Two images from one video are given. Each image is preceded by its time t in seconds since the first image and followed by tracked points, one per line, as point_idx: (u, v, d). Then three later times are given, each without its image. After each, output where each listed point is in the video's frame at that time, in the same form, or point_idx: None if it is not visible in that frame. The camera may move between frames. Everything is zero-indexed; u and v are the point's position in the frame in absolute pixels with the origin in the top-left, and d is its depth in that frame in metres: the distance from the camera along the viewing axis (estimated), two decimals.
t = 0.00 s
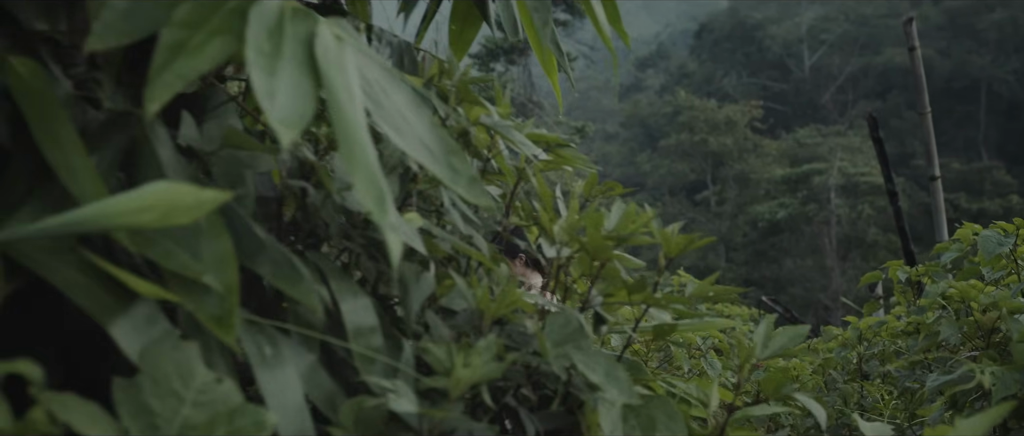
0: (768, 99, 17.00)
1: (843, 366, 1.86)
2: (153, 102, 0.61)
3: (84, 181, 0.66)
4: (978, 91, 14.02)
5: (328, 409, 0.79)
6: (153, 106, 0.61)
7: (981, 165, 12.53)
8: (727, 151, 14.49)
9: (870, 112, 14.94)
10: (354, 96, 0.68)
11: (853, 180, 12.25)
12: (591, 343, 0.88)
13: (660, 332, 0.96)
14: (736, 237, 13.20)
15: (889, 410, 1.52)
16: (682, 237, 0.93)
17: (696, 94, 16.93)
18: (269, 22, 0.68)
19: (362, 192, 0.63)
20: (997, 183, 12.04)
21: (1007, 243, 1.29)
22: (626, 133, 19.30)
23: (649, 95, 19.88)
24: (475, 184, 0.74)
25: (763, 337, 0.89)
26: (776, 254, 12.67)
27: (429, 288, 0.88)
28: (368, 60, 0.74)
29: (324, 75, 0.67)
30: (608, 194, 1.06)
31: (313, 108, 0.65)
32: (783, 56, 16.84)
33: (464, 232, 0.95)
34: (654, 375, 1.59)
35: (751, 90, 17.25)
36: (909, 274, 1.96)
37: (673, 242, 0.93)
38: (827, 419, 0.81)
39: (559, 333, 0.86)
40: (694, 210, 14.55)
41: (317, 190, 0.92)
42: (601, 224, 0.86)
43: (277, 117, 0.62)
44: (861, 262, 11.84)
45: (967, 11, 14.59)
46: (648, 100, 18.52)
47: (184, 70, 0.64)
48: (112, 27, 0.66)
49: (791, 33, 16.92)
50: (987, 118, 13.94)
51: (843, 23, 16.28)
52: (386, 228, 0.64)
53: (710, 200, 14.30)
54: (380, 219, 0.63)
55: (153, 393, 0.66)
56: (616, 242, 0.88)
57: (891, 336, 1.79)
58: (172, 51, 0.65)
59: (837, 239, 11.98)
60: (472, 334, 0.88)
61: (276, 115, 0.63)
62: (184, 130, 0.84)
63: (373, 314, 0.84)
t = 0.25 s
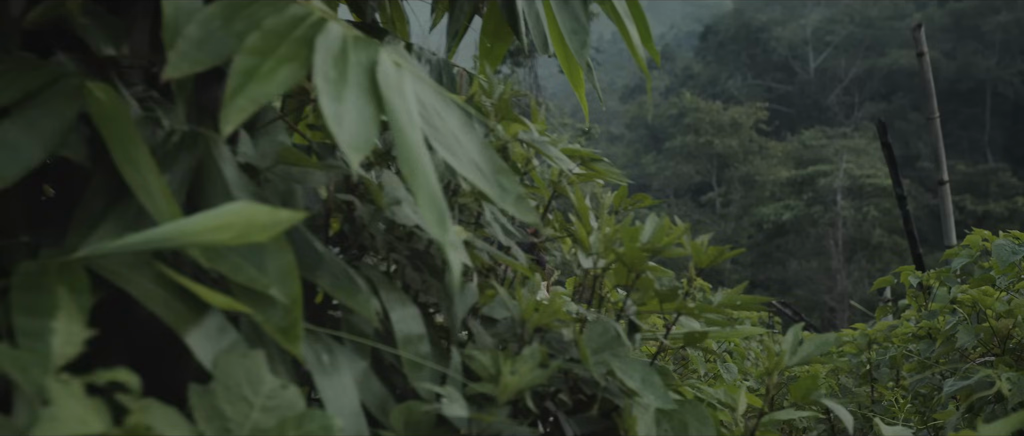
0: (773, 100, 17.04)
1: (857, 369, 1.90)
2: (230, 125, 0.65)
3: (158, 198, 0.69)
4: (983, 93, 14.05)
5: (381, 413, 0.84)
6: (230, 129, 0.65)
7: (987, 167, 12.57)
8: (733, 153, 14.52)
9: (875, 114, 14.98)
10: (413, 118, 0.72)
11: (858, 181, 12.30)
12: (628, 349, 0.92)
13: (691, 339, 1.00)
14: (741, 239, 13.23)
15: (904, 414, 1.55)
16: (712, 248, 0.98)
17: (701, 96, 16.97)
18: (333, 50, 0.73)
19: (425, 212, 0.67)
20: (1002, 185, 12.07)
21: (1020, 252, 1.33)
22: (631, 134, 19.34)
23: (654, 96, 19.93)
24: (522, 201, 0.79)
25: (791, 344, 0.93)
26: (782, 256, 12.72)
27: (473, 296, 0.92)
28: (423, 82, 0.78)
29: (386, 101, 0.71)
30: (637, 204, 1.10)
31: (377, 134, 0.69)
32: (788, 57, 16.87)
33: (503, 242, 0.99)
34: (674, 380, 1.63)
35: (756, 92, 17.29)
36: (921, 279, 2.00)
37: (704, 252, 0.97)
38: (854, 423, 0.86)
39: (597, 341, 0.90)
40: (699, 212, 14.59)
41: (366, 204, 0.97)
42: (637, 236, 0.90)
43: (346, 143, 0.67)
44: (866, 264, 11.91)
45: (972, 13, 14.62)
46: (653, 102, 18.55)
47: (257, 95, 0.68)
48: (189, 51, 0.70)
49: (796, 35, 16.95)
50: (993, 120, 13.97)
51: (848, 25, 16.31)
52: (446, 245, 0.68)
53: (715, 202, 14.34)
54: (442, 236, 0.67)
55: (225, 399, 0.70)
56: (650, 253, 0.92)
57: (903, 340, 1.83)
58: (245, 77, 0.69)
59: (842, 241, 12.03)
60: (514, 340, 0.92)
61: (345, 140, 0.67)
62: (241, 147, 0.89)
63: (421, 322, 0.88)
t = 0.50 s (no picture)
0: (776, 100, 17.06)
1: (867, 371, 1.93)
2: (292, 147, 0.69)
3: (220, 214, 0.73)
4: (987, 93, 14.08)
5: (424, 417, 0.87)
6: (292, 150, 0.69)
7: (990, 167, 12.62)
8: (737, 153, 14.53)
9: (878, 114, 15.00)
10: (461, 137, 0.76)
11: (862, 182, 12.38)
12: (658, 356, 0.96)
13: (716, 344, 1.04)
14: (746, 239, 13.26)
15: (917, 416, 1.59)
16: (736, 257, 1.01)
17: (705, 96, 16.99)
18: (385, 73, 0.77)
19: (476, 228, 0.71)
20: (1006, 185, 12.10)
21: None
22: (634, 134, 19.35)
23: (657, 96, 19.94)
24: (562, 215, 0.82)
25: (815, 350, 0.97)
26: (786, 256, 12.74)
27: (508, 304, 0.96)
28: (467, 102, 0.82)
29: (436, 122, 0.75)
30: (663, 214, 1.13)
31: (428, 153, 0.73)
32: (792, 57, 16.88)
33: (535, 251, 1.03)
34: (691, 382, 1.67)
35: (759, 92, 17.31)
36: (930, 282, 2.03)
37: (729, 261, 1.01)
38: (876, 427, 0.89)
39: (629, 347, 0.94)
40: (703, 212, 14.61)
41: (405, 215, 1.01)
42: (668, 247, 0.94)
43: (401, 163, 0.70)
44: (870, 263, 11.98)
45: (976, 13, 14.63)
46: (657, 102, 18.56)
47: (315, 117, 0.72)
48: (250, 75, 0.73)
49: (800, 35, 16.97)
50: (996, 120, 13.99)
51: (852, 25, 16.33)
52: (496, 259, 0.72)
53: (720, 202, 14.35)
54: (491, 252, 0.71)
55: (285, 403, 0.74)
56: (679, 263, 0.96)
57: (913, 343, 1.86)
58: (303, 99, 0.73)
59: (847, 241, 12.08)
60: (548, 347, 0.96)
61: (401, 161, 0.71)
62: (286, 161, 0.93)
63: (460, 330, 0.92)
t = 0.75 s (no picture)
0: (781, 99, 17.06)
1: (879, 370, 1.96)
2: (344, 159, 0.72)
3: (272, 220, 0.76)
4: (992, 92, 14.10)
5: (462, 416, 0.91)
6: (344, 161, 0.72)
7: (996, 167, 12.65)
8: (742, 152, 14.53)
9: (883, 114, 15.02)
10: (504, 147, 0.79)
11: (867, 181, 12.56)
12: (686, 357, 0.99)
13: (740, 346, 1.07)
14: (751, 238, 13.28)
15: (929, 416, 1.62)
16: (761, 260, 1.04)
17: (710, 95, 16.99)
18: (431, 85, 0.80)
19: (520, 235, 0.74)
20: (1012, 185, 12.12)
21: None
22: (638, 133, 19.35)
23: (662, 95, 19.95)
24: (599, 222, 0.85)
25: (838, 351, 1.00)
26: (791, 255, 12.78)
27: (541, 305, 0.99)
28: (507, 113, 0.85)
29: (480, 133, 0.78)
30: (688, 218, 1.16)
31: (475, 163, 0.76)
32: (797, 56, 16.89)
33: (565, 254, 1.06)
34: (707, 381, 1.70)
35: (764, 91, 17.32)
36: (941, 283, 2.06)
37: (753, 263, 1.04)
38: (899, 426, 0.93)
39: (659, 350, 0.97)
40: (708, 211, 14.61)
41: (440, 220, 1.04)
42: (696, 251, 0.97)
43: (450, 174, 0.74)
44: (875, 263, 12.08)
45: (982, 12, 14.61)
46: (661, 100, 18.56)
47: (365, 128, 0.75)
48: (300, 88, 0.76)
49: (805, 34, 16.97)
50: (1001, 119, 14.01)
51: (857, 24, 16.34)
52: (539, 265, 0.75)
53: (724, 202, 14.36)
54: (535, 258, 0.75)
55: (336, 402, 0.77)
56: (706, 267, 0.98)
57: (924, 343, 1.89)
58: (353, 111, 0.76)
59: (852, 240, 12.15)
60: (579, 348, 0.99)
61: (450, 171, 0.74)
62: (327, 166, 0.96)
63: (495, 331, 0.95)
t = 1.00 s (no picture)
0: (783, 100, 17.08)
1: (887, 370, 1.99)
2: (386, 167, 0.75)
3: (315, 225, 0.79)
4: (993, 93, 14.14)
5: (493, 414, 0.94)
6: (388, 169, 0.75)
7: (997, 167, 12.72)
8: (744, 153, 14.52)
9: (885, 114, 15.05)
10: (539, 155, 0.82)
11: (869, 182, 12.71)
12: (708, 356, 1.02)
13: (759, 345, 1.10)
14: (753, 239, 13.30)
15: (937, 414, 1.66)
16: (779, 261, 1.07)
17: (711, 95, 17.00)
18: (467, 94, 0.83)
19: (556, 238, 0.78)
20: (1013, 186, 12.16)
21: None
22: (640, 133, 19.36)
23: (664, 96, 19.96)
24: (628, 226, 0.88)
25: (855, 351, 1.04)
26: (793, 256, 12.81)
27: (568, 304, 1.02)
28: (538, 123, 0.89)
29: (515, 141, 0.81)
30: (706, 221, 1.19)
31: (512, 170, 0.79)
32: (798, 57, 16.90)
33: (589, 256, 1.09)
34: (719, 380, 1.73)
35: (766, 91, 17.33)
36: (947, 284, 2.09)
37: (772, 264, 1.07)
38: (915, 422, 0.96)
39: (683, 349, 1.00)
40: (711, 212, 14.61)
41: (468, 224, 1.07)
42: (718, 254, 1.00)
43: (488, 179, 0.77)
44: (876, 264, 12.19)
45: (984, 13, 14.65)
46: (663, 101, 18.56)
47: (405, 137, 0.78)
48: (342, 97, 0.79)
49: (807, 34, 16.98)
50: (1003, 120, 14.05)
51: (858, 25, 16.36)
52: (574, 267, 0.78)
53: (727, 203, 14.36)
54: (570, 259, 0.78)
55: (376, 400, 0.80)
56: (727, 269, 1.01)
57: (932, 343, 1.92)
58: (394, 119, 0.79)
59: (853, 241, 12.24)
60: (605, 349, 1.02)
61: (489, 178, 0.77)
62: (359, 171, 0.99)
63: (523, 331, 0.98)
